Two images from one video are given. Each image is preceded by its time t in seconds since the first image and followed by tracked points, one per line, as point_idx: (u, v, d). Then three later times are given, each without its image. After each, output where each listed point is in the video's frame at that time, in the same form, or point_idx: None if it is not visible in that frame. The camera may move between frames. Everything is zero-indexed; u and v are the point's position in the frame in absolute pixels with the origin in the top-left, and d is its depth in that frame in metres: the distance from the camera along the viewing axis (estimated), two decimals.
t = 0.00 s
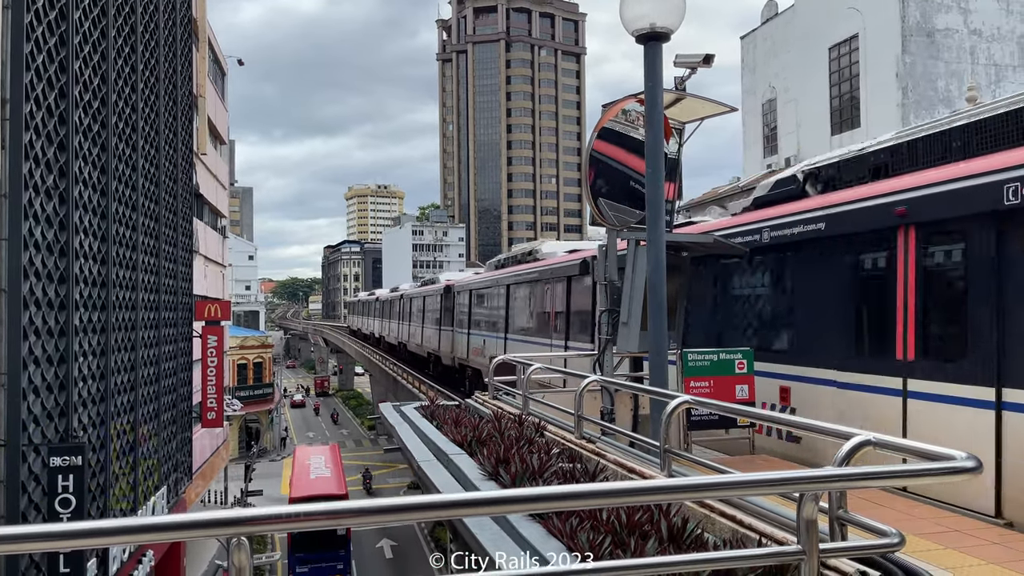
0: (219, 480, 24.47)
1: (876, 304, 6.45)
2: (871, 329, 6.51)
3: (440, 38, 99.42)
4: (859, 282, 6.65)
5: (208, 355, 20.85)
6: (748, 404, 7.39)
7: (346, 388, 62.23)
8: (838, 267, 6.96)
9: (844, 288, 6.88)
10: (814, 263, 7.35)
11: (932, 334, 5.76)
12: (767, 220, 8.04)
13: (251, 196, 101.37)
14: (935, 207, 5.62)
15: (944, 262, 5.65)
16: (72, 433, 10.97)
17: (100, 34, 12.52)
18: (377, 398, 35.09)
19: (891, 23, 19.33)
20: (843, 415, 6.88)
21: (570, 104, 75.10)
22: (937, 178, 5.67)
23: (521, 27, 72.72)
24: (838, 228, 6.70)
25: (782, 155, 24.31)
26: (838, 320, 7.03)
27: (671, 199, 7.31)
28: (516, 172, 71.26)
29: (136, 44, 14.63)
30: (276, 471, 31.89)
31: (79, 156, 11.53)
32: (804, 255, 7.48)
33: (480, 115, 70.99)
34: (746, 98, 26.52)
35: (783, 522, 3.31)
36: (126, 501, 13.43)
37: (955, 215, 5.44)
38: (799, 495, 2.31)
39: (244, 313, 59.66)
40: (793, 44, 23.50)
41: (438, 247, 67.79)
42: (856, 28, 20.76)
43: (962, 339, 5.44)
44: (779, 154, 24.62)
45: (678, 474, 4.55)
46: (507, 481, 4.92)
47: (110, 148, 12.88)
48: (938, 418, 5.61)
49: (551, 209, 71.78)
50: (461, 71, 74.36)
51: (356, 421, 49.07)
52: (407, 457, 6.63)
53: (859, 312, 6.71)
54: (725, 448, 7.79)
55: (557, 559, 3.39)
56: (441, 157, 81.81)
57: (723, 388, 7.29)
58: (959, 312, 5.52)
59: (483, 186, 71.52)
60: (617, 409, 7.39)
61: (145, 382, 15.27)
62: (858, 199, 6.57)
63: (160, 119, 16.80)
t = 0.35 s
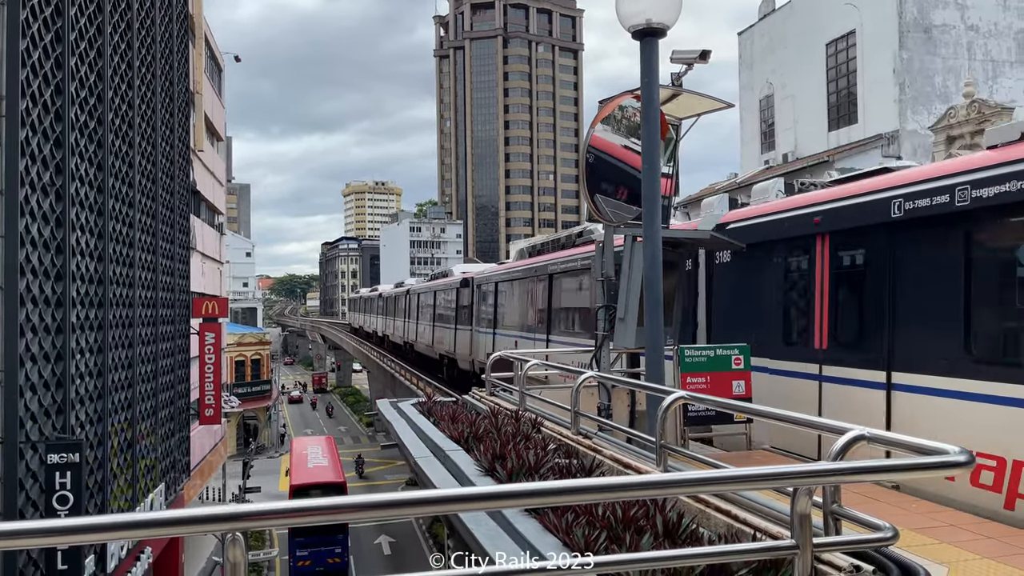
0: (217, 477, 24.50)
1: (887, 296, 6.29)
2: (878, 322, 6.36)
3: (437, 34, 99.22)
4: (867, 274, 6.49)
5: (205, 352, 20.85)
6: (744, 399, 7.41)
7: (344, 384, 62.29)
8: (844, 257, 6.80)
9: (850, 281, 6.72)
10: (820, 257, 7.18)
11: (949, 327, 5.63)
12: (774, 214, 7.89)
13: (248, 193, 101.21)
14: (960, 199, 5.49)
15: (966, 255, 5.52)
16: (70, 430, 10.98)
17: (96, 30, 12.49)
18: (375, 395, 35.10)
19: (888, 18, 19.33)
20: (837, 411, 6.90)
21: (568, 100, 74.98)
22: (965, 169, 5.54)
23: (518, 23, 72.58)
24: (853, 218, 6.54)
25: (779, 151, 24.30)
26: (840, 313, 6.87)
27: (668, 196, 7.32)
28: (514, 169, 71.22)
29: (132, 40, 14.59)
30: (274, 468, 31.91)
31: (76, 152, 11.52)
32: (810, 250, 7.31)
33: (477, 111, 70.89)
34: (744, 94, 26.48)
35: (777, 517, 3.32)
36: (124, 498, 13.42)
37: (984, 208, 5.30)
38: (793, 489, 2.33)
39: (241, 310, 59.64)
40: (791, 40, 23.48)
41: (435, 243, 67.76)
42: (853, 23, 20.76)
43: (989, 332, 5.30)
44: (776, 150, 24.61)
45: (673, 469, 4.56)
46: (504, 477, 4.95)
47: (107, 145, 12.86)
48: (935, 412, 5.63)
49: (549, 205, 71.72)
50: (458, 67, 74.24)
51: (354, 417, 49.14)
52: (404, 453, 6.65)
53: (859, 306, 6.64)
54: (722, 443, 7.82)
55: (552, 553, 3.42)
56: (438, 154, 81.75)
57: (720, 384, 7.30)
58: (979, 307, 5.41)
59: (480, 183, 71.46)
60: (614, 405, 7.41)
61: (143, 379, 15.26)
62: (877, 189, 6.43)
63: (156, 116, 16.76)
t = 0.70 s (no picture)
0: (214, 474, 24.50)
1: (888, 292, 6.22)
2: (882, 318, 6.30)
3: (433, 30, 98.95)
4: (872, 270, 6.41)
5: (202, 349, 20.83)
6: (740, 395, 7.43)
7: (341, 381, 62.32)
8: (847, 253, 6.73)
9: (854, 276, 6.63)
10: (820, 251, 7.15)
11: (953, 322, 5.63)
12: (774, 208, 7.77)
13: (244, 189, 101.06)
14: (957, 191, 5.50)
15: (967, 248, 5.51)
16: (66, 428, 10.99)
17: (91, 27, 12.45)
18: (372, 392, 35.12)
19: (885, 14, 19.34)
20: (835, 408, 6.95)
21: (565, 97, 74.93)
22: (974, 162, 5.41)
23: (515, 19, 72.50)
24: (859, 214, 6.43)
25: (775, 147, 24.33)
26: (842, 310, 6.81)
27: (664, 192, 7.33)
28: (511, 165, 71.19)
29: (127, 36, 14.53)
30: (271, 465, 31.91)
31: (71, 150, 11.49)
32: (811, 244, 7.22)
33: (474, 108, 70.84)
34: (740, 90, 26.38)
35: (771, 513, 3.34)
36: (120, 495, 13.43)
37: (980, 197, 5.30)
38: (786, 485, 2.34)
39: (238, 307, 59.60)
40: (787, 37, 23.49)
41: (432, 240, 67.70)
42: (849, 19, 20.77)
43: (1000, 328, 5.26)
44: (772, 147, 24.63)
45: (667, 465, 4.59)
46: (499, 474, 4.98)
47: (103, 142, 12.83)
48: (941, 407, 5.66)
49: (546, 201, 71.71)
50: (455, 64, 74.16)
51: (351, 414, 49.17)
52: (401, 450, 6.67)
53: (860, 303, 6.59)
54: (717, 439, 7.85)
55: (547, 549, 3.45)
56: (435, 150, 81.67)
57: (715, 380, 7.32)
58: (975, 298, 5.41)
59: (477, 179, 71.43)
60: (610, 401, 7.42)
61: (138, 376, 15.23)
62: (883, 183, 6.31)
63: (152, 112, 16.71)
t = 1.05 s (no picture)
0: (209, 472, 24.47)
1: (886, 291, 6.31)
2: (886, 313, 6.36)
3: (428, 27, 98.81)
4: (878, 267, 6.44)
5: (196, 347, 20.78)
6: (735, 392, 7.46)
7: (336, 378, 62.28)
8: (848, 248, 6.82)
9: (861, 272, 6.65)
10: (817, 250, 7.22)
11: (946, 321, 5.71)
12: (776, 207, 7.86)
13: (237, 186, 100.82)
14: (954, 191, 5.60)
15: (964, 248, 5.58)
16: (60, 426, 10.97)
17: (84, 23, 12.39)
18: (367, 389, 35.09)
19: (880, 11, 19.37)
20: (827, 404, 7.00)
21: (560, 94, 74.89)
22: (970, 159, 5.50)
23: (510, 16, 72.43)
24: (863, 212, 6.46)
25: (770, 144, 24.35)
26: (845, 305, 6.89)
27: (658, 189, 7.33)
28: (506, 162, 71.14)
29: (121, 33, 14.47)
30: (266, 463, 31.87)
31: (64, 147, 11.44)
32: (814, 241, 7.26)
33: (469, 105, 70.76)
34: (736, 87, 26.32)
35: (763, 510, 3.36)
36: (114, 493, 13.40)
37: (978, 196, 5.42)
38: (778, 481, 2.35)
39: (232, 304, 59.48)
40: (782, 34, 23.52)
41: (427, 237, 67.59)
42: (844, 16, 20.79)
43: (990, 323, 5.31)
44: (767, 144, 24.65)
45: (661, 462, 4.61)
46: (494, 471, 4.99)
47: (96, 139, 12.78)
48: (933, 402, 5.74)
49: (542, 198, 71.68)
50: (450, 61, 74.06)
51: (346, 411, 49.12)
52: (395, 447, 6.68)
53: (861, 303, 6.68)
54: (710, 436, 7.88)
55: (542, 547, 3.46)
56: (430, 147, 81.59)
57: (710, 377, 7.35)
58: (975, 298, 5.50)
59: (472, 177, 71.37)
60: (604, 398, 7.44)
61: (133, 374, 15.19)
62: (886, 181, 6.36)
63: (146, 109, 16.65)
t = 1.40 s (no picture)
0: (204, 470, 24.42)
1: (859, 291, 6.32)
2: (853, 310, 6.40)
3: (423, 24, 98.54)
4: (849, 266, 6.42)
5: (191, 344, 20.73)
6: (729, 388, 7.48)
7: (331, 376, 62.16)
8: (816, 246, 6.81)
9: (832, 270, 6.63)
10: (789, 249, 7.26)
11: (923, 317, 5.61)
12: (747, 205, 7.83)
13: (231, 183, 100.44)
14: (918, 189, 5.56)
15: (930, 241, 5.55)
16: (55, 424, 10.93)
17: (77, 20, 12.32)
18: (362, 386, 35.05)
19: (875, 9, 19.38)
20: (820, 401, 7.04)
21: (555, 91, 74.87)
22: (932, 161, 5.46)
23: (505, 13, 72.36)
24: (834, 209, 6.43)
25: (766, 141, 24.38)
26: (813, 302, 6.92)
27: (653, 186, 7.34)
28: (501, 159, 71.09)
29: (114, 29, 14.38)
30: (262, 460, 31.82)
31: (57, 144, 11.39)
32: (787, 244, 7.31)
33: (464, 102, 70.67)
34: (731, 84, 26.38)
35: (757, 506, 3.38)
36: (109, 492, 13.36)
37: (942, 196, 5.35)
38: (771, 478, 2.36)
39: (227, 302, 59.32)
40: (777, 31, 23.53)
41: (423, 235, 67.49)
42: (839, 13, 20.79)
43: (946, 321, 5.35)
44: (762, 141, 24.68)
45: (655, 458, 4.62)
46: (488, 468, 5.00)
47: (90, 136, 12.72)
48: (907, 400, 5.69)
49: (537, 195, 71.67)
50: (445, 58, 73.96)
51: (342, 409, 49.07)
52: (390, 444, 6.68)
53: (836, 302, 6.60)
54: (704, 432, 7.90)
55: (536, 544, 3.47)
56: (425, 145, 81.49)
57: (704, 373, 7.37)
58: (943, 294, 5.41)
59: (467, 174, 71.31)
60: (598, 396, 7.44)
61: (127, 372, 15.11)
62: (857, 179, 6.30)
63: (140, 106, 16.58)
